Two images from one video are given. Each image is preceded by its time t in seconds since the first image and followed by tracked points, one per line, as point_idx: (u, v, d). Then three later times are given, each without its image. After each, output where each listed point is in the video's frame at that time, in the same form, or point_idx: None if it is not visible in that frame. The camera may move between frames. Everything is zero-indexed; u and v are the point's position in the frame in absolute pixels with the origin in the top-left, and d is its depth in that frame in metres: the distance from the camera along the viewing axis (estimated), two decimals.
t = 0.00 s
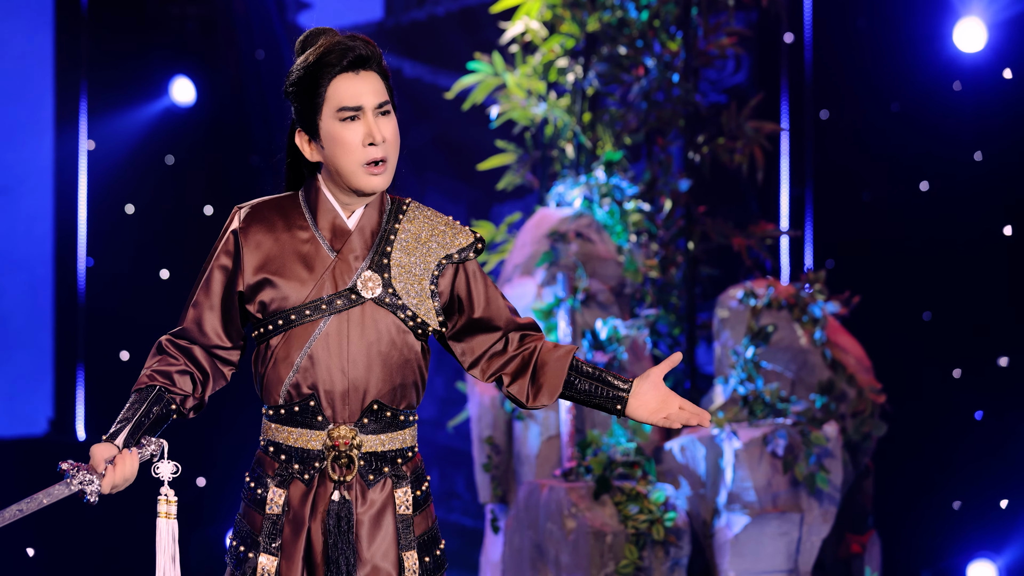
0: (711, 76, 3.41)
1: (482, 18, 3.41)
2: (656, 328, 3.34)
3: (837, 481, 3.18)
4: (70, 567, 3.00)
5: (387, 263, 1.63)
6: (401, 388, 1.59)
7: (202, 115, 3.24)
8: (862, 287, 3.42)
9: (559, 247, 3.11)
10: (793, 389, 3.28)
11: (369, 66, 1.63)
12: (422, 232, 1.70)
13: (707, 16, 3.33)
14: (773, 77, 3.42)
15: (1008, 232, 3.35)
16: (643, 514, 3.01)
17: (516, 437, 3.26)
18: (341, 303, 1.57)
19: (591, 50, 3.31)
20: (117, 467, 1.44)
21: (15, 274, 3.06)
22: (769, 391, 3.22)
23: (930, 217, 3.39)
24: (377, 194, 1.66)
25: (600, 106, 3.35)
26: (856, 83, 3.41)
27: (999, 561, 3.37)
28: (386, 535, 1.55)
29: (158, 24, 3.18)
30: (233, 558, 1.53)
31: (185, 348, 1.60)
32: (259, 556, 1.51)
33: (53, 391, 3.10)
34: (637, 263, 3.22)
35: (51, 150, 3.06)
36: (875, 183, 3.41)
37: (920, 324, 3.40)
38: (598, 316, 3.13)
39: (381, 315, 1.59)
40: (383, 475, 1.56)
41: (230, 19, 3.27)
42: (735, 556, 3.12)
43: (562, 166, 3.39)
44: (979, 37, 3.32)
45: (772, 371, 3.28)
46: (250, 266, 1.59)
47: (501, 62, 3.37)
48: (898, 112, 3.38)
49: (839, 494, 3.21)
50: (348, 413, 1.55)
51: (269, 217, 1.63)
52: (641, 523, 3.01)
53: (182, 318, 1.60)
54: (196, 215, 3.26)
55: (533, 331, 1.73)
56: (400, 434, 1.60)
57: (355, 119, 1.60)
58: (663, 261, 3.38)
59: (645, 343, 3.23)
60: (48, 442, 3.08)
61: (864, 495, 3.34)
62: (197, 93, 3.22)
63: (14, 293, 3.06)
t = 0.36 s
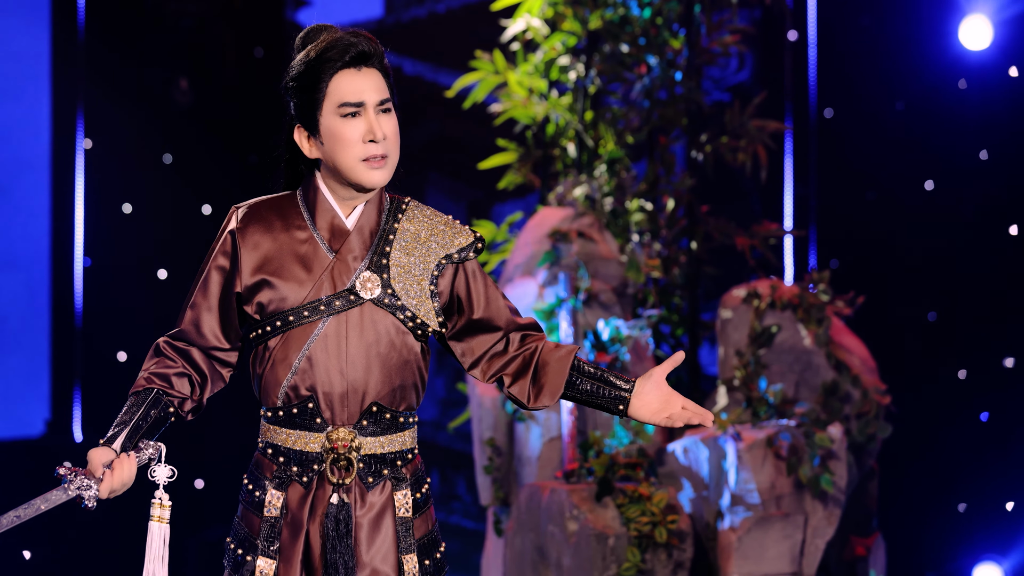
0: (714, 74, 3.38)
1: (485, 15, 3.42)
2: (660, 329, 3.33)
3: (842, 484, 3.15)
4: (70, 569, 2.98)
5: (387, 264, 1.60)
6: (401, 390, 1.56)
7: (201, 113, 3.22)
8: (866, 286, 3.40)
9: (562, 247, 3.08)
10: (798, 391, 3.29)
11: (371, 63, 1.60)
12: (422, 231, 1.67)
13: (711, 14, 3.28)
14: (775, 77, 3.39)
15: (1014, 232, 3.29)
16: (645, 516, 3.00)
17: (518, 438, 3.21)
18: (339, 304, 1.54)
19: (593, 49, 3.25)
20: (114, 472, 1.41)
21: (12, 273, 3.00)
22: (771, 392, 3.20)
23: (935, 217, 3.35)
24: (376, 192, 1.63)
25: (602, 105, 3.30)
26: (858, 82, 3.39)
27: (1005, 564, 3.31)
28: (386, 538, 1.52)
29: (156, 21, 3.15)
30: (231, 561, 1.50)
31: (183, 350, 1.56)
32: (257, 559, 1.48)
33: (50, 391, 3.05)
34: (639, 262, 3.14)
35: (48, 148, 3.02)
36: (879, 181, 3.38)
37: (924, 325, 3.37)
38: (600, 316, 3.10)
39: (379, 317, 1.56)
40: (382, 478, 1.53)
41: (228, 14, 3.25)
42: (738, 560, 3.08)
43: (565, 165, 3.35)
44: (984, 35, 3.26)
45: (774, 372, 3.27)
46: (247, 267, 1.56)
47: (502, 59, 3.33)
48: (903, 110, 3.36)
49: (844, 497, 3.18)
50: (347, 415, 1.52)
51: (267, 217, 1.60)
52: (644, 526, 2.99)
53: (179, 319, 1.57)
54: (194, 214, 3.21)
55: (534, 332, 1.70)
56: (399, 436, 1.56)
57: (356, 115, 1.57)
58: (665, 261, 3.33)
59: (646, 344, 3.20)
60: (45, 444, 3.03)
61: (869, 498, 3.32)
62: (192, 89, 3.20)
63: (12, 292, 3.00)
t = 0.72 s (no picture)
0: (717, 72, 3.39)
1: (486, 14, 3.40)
2: (661, 329, 3.31)
3: (846, 486, 3.13)
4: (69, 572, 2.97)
5: (387, 264, 1.57)
6: (401, 391, 1.53)
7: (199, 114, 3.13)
8: (871, 287, 3.37)
9: (564, 247, 3.06)
10: (801, 393, 3.24)
11: (372, 62, 1.58)
12: (423, 231, 1.63)
13: (714, 13, 3.24)
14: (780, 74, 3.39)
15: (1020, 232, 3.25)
16: (648, 519, 2.97)
17: (520, 440, 3.16)
18: (339, 305, 1.51)
19: (596, 47, 3.21)
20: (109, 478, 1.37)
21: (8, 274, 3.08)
22: (775, 394, 3.18)
23: (942, 218, 3.30)
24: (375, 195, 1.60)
25: (604, 103, 3.26)
26: (862, 80, 3.37)
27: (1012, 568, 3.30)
28: (386, 541, 1.49)
29: (152, 18, 3.08)
30: (231, 562, 1.48)
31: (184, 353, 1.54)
32: (256, 562, 1.45)
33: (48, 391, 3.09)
34: (642, 263, 3.14)
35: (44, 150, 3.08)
36: (884, 181, 3.35)
37: (929, 326, 3.32)
38: (602, 317, 3.09)
39: (379, 318, 1.53)
40: (382, 480, 1.50)
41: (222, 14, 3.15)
42: (742, 562, 3.06)
43: (567, 165, 3.30)
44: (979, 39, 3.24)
45: (779, 373, 3.23)
46: (245, 268, 1.53)
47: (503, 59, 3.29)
48: (908, 109, 3.31)
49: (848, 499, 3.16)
50: (347, 417, 1.49)
51: (266, 217, 1.57)
52: (646, 529, 2.97)
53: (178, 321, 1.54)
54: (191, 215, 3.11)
55: (536, 333, 1.67)
56: (400, 438, 1.53)
57: (356, 113, 1.55)
58: (668, 261, 3.30)
59: (649, 345, 3.19)
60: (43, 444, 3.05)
61: (873, 500, 3.29)
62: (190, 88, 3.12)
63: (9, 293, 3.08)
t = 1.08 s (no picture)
0: (720, 72, 3.35)
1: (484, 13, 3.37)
2: (663, 331, 3.27)
3: (850, 489, 3.09)
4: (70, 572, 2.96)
5: (396, 266, 1.54)
6: (412, 393, 1.52)
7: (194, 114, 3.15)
8: (875, 289, 3.35)
9: (565, 248, 3.05)
10: (805, 395, 3.21)
11: (375, 60, 1.55)
12: (426, 232, 1.62)
13: (716, 11, 3.21)
14: (784, 74, 3.34)
15: None
16: (650, 522, 2.93)
17: (521, 442, 3.18)
18: (354, 307, 1.48)
19: (597, 45, 3.17)
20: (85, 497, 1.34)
21: (4, 275, 2.98)
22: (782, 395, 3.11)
23: (947, 217, 3.28)
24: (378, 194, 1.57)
25: (607, 103, 3.22)
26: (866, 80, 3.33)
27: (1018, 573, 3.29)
28: (398, 544, 1.48)
29: (150, 17, 3.05)
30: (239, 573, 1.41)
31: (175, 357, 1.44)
32: (271, 570, 1.39)
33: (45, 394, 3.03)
34: (644, 264, 3.11)
35: (42, 149, 3.00)
36: (888, 181, 3.33)
37: (934, 328, 3.29)
38: (605, 319, 3.07)
39: (393, 320, 1.50)
40: (391, 483, 1.49)
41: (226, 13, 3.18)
42: (745, 565, 3.07)
43: (568, 164, 3.28)
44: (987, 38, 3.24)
45: (784, 375, 3.20)
46: (257, 269, 1.47)
47: (505, 58, 3.28)
48: (912, 108, 3.30)
49: (852, 502, 3.13)
50: (363, 420, 1.46)
51: (273, 217, 1.52)
52: (649, 531, 2.93)
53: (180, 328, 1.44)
54: (191, 214, 3.17)
55: (530, 337, 1.65)
56: (406, 439, 1.52)
57: (361, 113, 1.52)
58: (671, 262, 3.27)
59: (653, 346, 3.20)
60: (40, 448, 2.98)
61: (877, 502, 3.27)
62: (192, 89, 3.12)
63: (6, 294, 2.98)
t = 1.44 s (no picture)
0: (723, 71, 3.32)
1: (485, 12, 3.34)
2: (667, 333, 3.23)
3: (854, 492, 3.07)
4: None
5: (373, 265, 1.49)
6: (394, 395, 1.46)
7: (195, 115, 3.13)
8: (880, 289, 3.30)
9: (567, 249, 3.01)
10: (809, 397, 3.17)
11: (362, 62, 1.52)
12: (412, 229, 1.56)
13: (720, 10, 3.18)
14: (787, 74, 3.32)
15: None
16: (652, 525, 2.88)
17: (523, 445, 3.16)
18: (324, 308, 1.44)
19: (599, 45, 3.17)
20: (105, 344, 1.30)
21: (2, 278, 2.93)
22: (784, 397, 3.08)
23: (951, 217, 3.27)
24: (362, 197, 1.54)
25: (608, 103, 3.22)
26: (872, 80, 3.30)
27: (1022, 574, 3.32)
28: (378, 550, 1.40)
29: (151, 17, 3.03)
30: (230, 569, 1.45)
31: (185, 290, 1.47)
32: (250, 569, 1.41)
33: (42, 399, 2.92)
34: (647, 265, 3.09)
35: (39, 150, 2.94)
36: (892, 182, 3.29)
37: (939, 329, 3.29)
38: (607, 320, 3.05)
39: (366, 320, 1.45)
40: (374, 486, 1.42)
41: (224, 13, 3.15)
42: (748, 569, 3.02)
43: (569, 165, 3.26)
44: (1002, 32, 3.23)
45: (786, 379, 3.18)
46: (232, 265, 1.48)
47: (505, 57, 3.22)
48: (918, 108, 3.27)
49: (856, 505, 3.09)
50: (335, 422, 1.42)
51: (256, 222, 1.52)
52: (650, 535, 2.88)
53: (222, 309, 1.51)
54: (190, 216, 3.13)
55: (512, 362, 1.56)
56: (393, 442, 1.45)
57: (345, 115, 1.49)
58: (673, 264, 3.25)
59: (655, 348, 3.21)
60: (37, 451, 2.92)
61: (882, 504, 3.21)
62: (191, 88, 3.11)
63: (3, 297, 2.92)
